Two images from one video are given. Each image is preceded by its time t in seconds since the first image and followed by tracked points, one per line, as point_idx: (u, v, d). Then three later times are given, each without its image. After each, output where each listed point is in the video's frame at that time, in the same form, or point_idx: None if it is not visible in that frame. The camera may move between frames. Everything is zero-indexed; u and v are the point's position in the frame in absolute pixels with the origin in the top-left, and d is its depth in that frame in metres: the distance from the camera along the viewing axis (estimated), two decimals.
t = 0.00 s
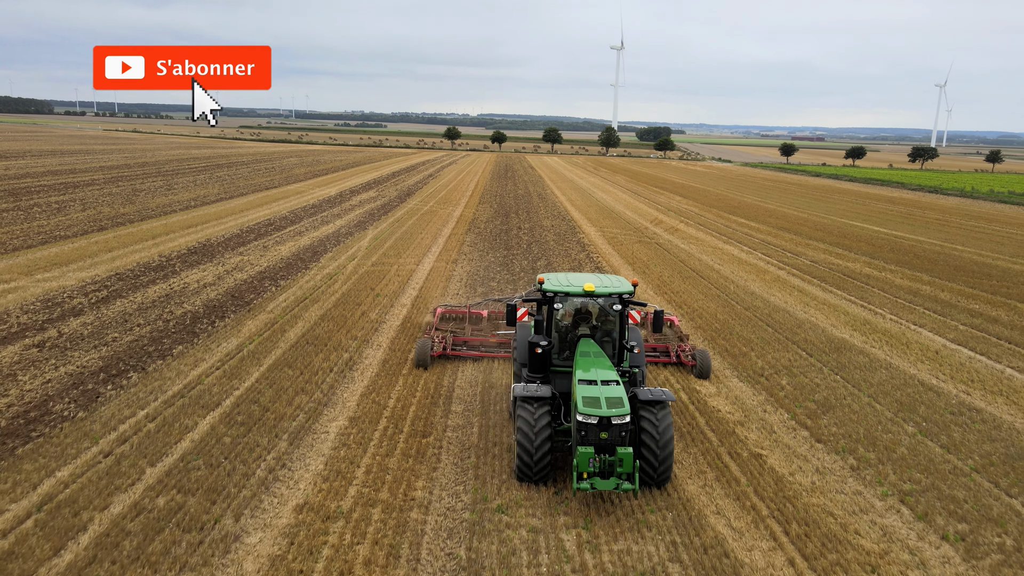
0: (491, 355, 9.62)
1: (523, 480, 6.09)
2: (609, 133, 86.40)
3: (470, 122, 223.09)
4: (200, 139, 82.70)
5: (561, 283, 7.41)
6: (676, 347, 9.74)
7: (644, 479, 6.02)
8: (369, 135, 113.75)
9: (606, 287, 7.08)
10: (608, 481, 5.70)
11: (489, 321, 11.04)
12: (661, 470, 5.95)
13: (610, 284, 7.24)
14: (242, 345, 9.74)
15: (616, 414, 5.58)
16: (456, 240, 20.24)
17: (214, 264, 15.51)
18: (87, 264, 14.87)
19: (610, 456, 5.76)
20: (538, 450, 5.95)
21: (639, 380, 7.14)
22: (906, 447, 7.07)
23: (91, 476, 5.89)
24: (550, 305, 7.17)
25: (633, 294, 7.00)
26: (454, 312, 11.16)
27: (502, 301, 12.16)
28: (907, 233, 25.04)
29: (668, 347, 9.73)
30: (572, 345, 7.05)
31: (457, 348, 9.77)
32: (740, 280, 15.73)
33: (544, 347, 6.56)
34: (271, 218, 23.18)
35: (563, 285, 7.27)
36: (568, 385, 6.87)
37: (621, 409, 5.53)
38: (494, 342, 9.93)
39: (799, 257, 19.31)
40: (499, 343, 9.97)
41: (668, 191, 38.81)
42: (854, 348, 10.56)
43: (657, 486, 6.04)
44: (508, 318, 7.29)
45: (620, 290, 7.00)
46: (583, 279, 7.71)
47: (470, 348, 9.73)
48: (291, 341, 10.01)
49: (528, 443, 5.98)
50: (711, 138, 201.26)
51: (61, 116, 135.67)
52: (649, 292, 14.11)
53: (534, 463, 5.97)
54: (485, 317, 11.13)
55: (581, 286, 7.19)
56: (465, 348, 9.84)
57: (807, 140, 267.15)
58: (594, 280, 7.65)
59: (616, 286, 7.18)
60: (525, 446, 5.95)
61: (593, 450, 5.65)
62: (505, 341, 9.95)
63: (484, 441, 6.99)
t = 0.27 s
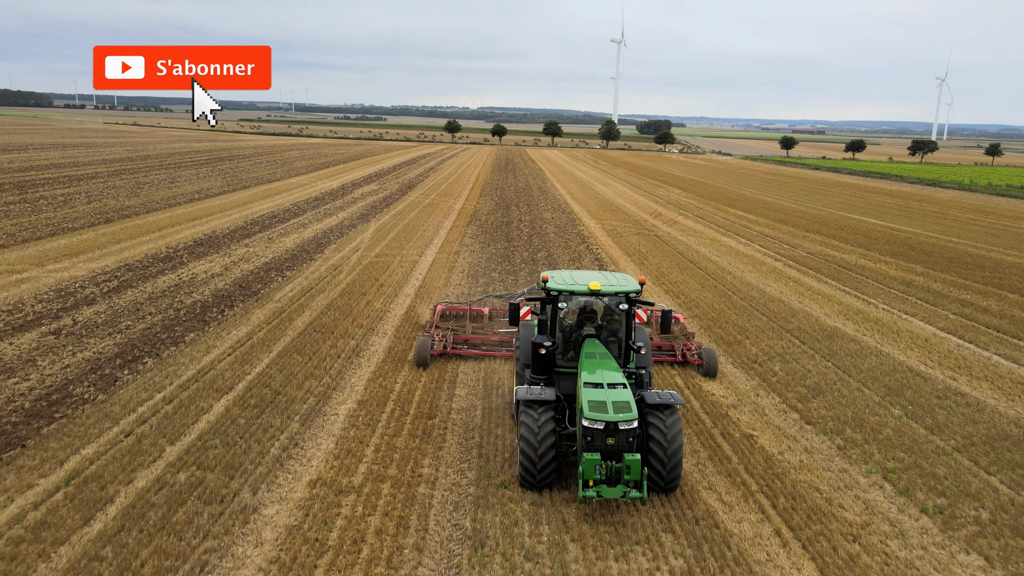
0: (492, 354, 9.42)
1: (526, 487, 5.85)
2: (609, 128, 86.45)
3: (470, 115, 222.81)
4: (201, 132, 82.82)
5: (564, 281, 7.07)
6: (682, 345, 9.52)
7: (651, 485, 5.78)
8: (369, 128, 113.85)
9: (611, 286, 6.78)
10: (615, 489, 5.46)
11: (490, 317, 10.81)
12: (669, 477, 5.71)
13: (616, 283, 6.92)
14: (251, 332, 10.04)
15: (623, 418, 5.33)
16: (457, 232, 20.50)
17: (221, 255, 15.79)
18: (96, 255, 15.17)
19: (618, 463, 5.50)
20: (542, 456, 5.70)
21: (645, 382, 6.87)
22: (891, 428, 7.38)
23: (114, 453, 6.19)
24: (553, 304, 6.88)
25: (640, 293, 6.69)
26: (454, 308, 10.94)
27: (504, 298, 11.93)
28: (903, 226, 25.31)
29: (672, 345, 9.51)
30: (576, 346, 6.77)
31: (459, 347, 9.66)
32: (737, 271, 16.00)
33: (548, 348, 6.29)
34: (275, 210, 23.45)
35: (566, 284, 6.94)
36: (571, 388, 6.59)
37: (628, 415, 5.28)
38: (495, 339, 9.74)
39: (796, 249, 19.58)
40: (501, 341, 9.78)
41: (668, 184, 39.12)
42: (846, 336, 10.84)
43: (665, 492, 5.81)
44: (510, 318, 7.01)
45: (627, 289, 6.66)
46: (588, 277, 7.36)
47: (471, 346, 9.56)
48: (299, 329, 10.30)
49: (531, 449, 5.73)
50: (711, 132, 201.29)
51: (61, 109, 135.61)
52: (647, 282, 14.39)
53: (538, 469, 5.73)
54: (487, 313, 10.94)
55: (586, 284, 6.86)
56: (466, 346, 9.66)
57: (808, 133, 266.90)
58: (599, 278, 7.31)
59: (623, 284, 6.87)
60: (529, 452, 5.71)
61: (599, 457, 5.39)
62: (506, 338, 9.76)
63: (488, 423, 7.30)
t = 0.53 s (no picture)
0: (493, 353, 9.17)
1: (529, 495, 5.63)
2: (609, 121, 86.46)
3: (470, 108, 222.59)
4: (201, 125, 82.96)
5: (568, 280, 6.84)
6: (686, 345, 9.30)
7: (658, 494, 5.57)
8: (369, 121, 113.91)
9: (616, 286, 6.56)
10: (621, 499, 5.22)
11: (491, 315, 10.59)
12: (677, 485, 5.50)
13: (621, 283, 6.71)
14: (259, 321, 10.34)
15: (630, 426, 5.11)
16: (458, 224, 20.77)
17: (226, 247, 16.09)
18: (104, 246, 15.46)
19: (624, 471, 5.28)
20: (545, 463, 5.47)
21: (651, 385, 6.65)
22: (877, 411, 7.69)
23: (134, 432, 6.50)
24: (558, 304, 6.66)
25: (647, 294, 6.47)
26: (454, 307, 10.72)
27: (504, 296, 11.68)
28: (899, 218, 25.58)
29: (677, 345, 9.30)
30: (580, 347, 6.60)
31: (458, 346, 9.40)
32: (733, 262, 16.27)
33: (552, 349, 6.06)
34: (278, 203, 23.72)
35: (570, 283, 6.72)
36: (575, 391, 6.36)
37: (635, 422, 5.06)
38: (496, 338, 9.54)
39: (792, 241, 19.86)
40: (502, 340, 9.58)
41: (667, 177, 39.37)
42: (838, 325, 11.12)
43: (672, 500, 5.59)
44: (513, 317, 6.78)
45: (633, 289, 6.45)
46: (592, 276, 7.15)
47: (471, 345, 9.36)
48: (306, 317, 10.59)
49: (534, 455, 5.51)
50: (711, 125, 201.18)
51: (61, 102, 135.54)
52: (645, 273, 14.66)
53: (541, 476, 5.51)
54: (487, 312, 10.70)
55: (591, 284, 6.65)
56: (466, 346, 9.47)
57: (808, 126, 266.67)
58: (604, 277, 7.08)
59: (629, 284, 6.65)
60: (531, 460, 5.48)
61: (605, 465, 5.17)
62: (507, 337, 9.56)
63: (490, 405, 7.60)
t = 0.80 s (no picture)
0: (493, 352, 8.93)
1: (532, 504, 5.41)
2: (608, 113, 86.62)
3: (469, 102, 222.57)
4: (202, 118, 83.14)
5: (570, 279, 6.60)
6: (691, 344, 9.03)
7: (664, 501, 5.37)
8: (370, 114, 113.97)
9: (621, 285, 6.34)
10: (628, 510, 5.00)
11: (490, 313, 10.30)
12: (684, 491, 5.30)
13: (626, 282, 6.47)
14: (266, 309, 10.63)
15: (637, 434, 4.90)
16: (459, 216, 21.05)
17: (231, 238, 16.40)
18: (112, 237, 15.76)
19: (630, 481, 5.06)
20: (548, 470, 5.26)
21: (657, 389, 6.42)
22: (863, 394, 7.99)
23: (150, 413, 6.81)
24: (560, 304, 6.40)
25: (652, 293, 6.24)
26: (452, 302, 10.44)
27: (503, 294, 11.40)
28: (895, 211, 25.88)
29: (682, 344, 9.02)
30: (584, 349, 6.43)
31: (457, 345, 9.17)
32: (730, 254, 16.54)
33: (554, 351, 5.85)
34: (280, 195, 23.99)
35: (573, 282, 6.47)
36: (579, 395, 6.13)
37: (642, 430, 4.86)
38: (495, 337, 9.29)
39: (788, 232, 20.13)
40: (501, 339, 9.33)
41: (666, 170, 39.62)
42: (830, 313, 11.41)
43: (679, 508, 5.39)
44: (514, 318, 6.52)
45: (638, 289, 6.21)
46: (595, 274, 6.91)
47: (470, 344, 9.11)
48: (312, 306, 10.89)
49: (536, 463, 5.30)
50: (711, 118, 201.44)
51: (60, 95, 135.47)
52: (642, 264, 14.94)
53: (544, 485, 5.29)
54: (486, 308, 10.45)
55: (595, 283, 6.41)
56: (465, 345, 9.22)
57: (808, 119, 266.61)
58: (608, 276, 6.84)
59: (634, 283, 6.42)
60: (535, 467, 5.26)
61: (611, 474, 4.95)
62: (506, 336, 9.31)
63: (491, 389, 7.90)
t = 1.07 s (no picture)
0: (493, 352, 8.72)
1: (535, 514, 5.20)
2: (608, 106, 86.72)
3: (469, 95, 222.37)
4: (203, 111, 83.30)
5: (573, 278, 6.33)
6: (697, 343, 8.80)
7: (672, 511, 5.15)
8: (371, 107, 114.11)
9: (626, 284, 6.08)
10: (634, 521, 4.77)
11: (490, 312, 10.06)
12: (693, 501, 5.07)
13: (632, 281, 6.20)
14: (273, 297, 10.93)
15: (644, 441, 4.69)
16: (459, 207, 21.32)
17: (236, 229, 16.70)
18: (120, 228, 16.07)
19: (637, 491, 4.83)
20: (551, 478, 5.05)
21: (663, 392, 6.17)
22: (851, 377, 8.29)
23: (166, 394, 7.11)
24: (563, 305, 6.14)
25: (659, 293, 5.98)
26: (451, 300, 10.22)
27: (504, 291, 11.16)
28: (892, 203, 26.13)
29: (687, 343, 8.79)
30: (587, 350, 6.11)
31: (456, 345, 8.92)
32: (727, 245, 16.79)
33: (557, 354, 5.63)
34: (283, 187, 24.29)
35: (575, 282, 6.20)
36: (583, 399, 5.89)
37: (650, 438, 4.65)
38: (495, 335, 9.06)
39: (785, 224, 20.38)
40: (501, 338, 9.11)
41: (665, 163, 39.90)
42: (823, 302, 11.69)
43: (688, 518, 5.17)
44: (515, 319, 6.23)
45: (644, 289, 5.95)
46: (599, 273, 6.64)
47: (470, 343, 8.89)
48: (317, 294, 11.18)
49: (539, 472, 5.08)
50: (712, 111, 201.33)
51: (59, 88, 135.32)
52: (640, 255, 15.20)
53: (546, 494, 5.08)
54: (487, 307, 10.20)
55: (599, 282, 6.13)
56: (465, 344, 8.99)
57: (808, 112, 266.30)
58: (612, 274, 6.57)
59: (640, 282, 6.15)
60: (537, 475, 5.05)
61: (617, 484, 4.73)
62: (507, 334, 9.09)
63: (492, 373, 8.19)
